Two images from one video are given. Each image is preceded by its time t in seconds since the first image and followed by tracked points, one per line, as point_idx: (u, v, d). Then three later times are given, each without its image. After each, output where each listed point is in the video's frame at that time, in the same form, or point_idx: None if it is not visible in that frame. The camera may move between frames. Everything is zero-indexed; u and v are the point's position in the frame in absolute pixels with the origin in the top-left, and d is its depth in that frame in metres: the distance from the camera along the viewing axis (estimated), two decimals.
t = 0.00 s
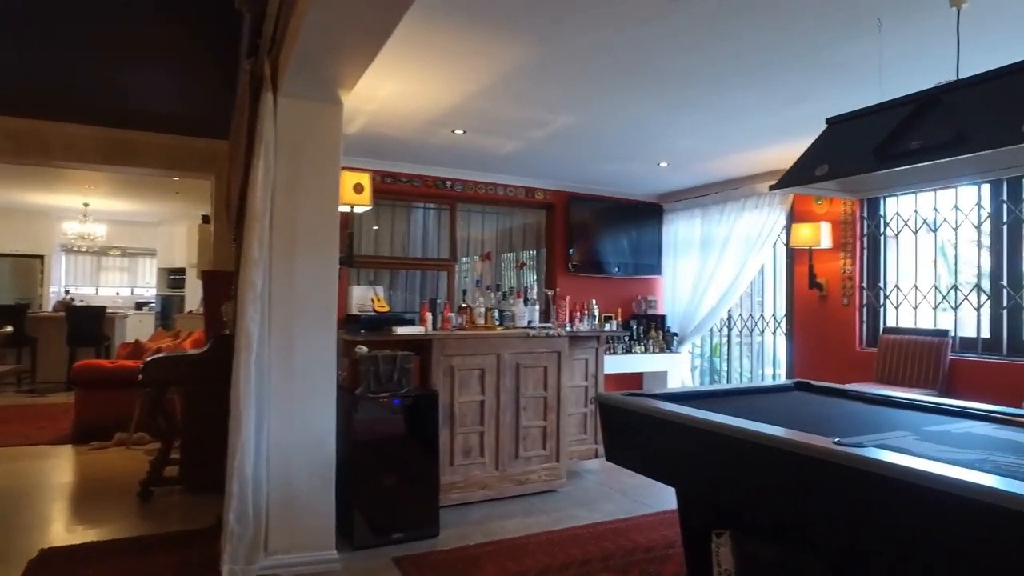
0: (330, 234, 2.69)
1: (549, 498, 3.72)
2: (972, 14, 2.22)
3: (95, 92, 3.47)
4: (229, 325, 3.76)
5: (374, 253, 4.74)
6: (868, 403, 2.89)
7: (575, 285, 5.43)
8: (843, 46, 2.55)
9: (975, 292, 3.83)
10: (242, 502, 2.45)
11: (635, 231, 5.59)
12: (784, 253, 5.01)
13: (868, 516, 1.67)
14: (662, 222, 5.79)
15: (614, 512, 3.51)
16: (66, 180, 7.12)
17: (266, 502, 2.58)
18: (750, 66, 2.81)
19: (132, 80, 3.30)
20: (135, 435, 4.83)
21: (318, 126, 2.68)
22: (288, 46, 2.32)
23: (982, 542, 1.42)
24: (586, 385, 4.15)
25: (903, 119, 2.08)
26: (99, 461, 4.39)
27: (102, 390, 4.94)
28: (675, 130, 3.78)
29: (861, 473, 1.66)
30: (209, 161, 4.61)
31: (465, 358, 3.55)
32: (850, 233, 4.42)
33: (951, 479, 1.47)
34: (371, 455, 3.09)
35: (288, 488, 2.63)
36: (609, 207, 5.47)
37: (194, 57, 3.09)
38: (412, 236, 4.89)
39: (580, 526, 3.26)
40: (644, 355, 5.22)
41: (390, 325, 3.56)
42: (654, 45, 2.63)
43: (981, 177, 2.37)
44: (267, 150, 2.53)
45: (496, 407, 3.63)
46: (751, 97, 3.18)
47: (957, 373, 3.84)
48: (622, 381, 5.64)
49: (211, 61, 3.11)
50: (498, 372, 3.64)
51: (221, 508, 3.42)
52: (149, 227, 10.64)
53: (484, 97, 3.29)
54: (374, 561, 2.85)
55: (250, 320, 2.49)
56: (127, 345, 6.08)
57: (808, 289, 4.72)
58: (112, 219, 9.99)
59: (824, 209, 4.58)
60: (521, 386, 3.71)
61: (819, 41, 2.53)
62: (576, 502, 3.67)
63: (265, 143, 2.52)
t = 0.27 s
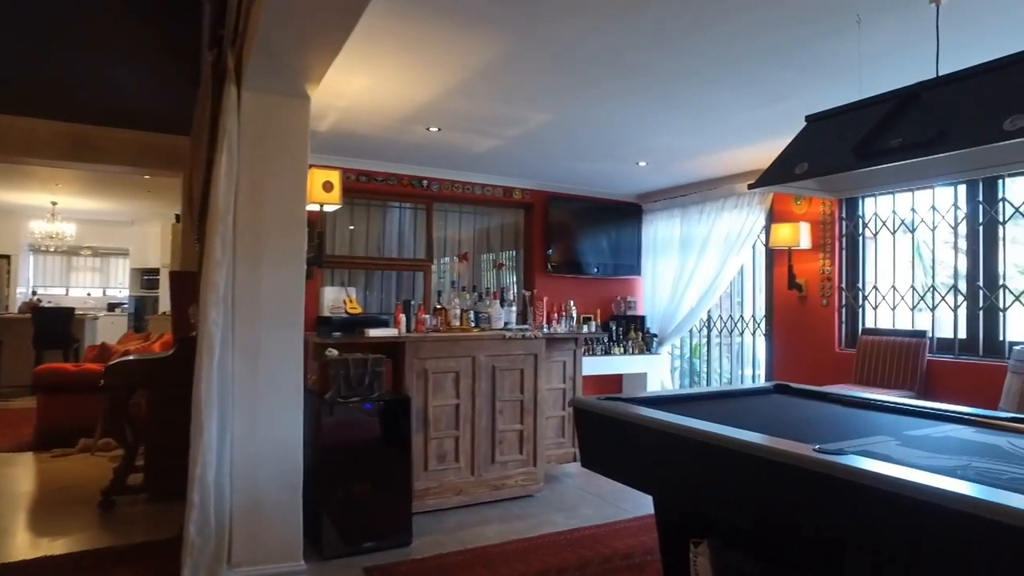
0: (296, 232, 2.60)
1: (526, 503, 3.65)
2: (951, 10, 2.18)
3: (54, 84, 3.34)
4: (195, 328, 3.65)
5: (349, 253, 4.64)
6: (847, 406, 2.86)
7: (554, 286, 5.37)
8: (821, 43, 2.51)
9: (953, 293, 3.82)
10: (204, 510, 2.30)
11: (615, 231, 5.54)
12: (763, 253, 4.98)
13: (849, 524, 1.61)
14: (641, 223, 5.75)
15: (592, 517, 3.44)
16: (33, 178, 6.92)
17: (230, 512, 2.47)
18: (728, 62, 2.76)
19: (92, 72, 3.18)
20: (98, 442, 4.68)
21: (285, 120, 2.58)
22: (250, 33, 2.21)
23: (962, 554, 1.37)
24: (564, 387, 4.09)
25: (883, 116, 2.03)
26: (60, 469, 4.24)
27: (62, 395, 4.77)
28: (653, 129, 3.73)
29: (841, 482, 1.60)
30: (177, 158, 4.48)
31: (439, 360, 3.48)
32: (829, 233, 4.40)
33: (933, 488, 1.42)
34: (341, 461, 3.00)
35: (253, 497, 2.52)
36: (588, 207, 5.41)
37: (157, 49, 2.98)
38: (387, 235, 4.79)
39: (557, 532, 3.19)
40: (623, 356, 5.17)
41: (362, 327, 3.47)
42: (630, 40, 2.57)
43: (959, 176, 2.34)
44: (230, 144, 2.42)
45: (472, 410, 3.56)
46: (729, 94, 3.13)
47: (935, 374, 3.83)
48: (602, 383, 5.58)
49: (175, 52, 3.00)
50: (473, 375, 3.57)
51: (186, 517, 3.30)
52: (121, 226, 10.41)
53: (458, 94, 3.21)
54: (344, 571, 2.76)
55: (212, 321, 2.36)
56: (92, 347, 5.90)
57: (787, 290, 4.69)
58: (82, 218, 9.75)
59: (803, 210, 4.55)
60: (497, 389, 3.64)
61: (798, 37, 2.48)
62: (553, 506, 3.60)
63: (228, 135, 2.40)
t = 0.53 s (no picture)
0: (270, 231, 2.51)
1: (510, 507, 3.58)
2: (939, 4, 2.14)
3: (21, 77, 3.23)
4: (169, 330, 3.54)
5: (329, 253, 4.55)
6: (834, 408, 2.82)
7: (539, 286, 5.31)
8: (808, 37, 2.46)
9: (939, 293, 3.79)
10: (172, 522, 2.23)
11: (600, 231, 5.48)
12: (749, 253, 4.94)
13: (839, 533, 1.55)
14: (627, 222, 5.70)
15: (576, 522, 3.37)
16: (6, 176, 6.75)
17: (201, 521, 2.37)
18: (714, 58, 2.70)
19: (60, 64, 3.07)
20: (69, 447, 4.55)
21: (257, 114, 2.49)
22: (218, 23, 2.12)
23: (954, 565, 1.32)
24: (548, 389, 4.02)
25: (871, 113, 1.99)
26: (28, 475, 4.10)
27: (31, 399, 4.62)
28: (638, 126, 3.67)
29: (831, 490, 1.54)
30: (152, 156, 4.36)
31: (420, 362, 3.41)
32: (815, 233, 4.37)
33: (921, 495, 1.37)
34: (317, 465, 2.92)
35: (226, 505, 2.42)
36: (573, 206, 5.35)
37: (126, 40, 2.87)
38: (369, 235, 4.70)
39: (540, 538, 3.12)
40: (608, 357, 5.11)
41: (341, 329, 3.38)
42: (614, 33, 2.50)
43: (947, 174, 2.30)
44: (200, 139, 2.33)
45: (453, 413, 3.49)
46: (715, 91, 3.08)
47: (921, 375, 3.80)
48: (587, 385, 5.52)
49: (145, 44, 2.90)
50: (455, 377, 3.50)
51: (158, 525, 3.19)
52: (99, 226, 10.22)
53: (439, 89, 3.14)
54: None
55: (182, 323, 2.27)
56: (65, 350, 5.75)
57: (773, 290, 4.66)
58: (59, 218, 9.56)
59: (789, 209, 4.52)
60: (479, 392, 3.57)
61: (784, 32, 2.43)
62: (537, 511, 3.54)
63: (198, 130, 2.32)
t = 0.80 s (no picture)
0: (246, 228, 2.42)
1: (494, 511, 3.51)
2: None
3: None
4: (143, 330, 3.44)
5: (311, 252, 4.46)
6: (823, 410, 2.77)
7: (524, 286, 5.24)
8: (799, 32, 2.41)
9: (926, 293, 3.77)
10: (142, 532, 2.12)
11: (586, 230, 5.42)
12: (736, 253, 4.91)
13: (832, 541, 1.50)
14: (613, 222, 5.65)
15: (562, 525, 3.31)
16: None
17: (173, 530, 2.28)
18: (704, 52, 2.65)
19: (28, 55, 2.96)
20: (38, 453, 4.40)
21: (233, 107, 2.40)
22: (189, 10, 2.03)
23: None
24: (534, 390, 3.96)
25: (864, 107, 1.95)
26: None
27: None
28: (625, 123, 3.62)
29: (822, 495, 1.49)
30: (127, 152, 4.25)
31: (403, 364, 3.33)
32: (803, 232, 4.34)
33: (917, 502, 1.32)
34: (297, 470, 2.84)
35: (199, 513, 2.33)
36: (559, 205, 5.29)
37: (97, 30, 2.77)
38: (351, 233, 4.61)
39: (525, 543, 3.05)
40: (595, 358, 5.04)
41: (322, 329, 3.30)
42: (602, 27, 2.44)
43: (939, 171, 2.26)
44: (172, 132, 2.24)
45: (437, 415, 3.42)
46: (703, 87, 3.03)
47: (909, 375, 3.77)
48: (573, 386, 5.46)
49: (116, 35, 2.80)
50: (438, 378, 3.43)
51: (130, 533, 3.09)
52: (78, 225, 10.02)
53: (422, 84, 3.06)
54: None
55: (153, 324, 2.16)
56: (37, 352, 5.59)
57: (761, 290, 4.62)
58: (36, 216, 9.36)
59: (777, 208, 4.49)
60: (463, 393, 3.50)
61: (775, 26, 2.38)
62: (522, 514, 3.47)
63: (170, 123, 2.23)
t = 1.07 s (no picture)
0: (215, 226, 2.32)
1: (475, 516, 3.44)
2: None
3: None
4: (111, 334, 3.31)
5: (287, 252, 4.35)
6: (809, 414, 2.74)
7: (505, 287, 5.17)
8: (786, 29, 2.37)
9: (907, 294, 3.77)
10: (103, 545, 2.05)
11: (568, 230, 5.37)
12: (719, 253, 4.88)
13: (822, 552, 1.45)
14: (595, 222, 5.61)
15: (544, 531, 3.25)
16: None
17: (137, 542, 2.18)
18: (689, 49, 2.60)
19: None
20: None
21: (201, 100, 2.30)
22: None
23: None
24: (515, 393, 3.89)
25: (852, 104, 1.93)
26: None
27: None
28: (607, 122, 3.57)
29: (807, 503, 1.45)
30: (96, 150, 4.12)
31: (380, 367, 3.25)
32: (786, 233, 4.32)
33: (911, 509, 1.28)
34: (270, 476, 2.76)
35: (166, 523, 2.22)
36: (541, 205, 5.23)
37: (61, 21, 2.67)
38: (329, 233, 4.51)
39: (507, 549, 2.98)
40: (578, 359, 4.97)
41: (297, 331, 3.20)
42: (586, 22, 2.38)
43: (925, 171, 2.24)
44: (137, 129, 2.17)
45: (416, 419, 3.34)
46: (688, 85, 2.99)
47: (892, 376, 3.76)
48: (556, 388, 5.40)
49: (82, 26, 2.70)
50: (417, 382, 3.35)
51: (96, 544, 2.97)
52: (50, 224, 9.79)
53: (401, 81, 2.99)
54: None
55: (117, 326, 2.10)
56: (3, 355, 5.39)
57: (744, 290, 4.59)
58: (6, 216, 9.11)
59: (760, 209, 4.46)
60: (443, 396, 3.43)
61: (761, 23, 2.34)
62: (503, 520, 3.40)
63: (135, 119, 2.16)
